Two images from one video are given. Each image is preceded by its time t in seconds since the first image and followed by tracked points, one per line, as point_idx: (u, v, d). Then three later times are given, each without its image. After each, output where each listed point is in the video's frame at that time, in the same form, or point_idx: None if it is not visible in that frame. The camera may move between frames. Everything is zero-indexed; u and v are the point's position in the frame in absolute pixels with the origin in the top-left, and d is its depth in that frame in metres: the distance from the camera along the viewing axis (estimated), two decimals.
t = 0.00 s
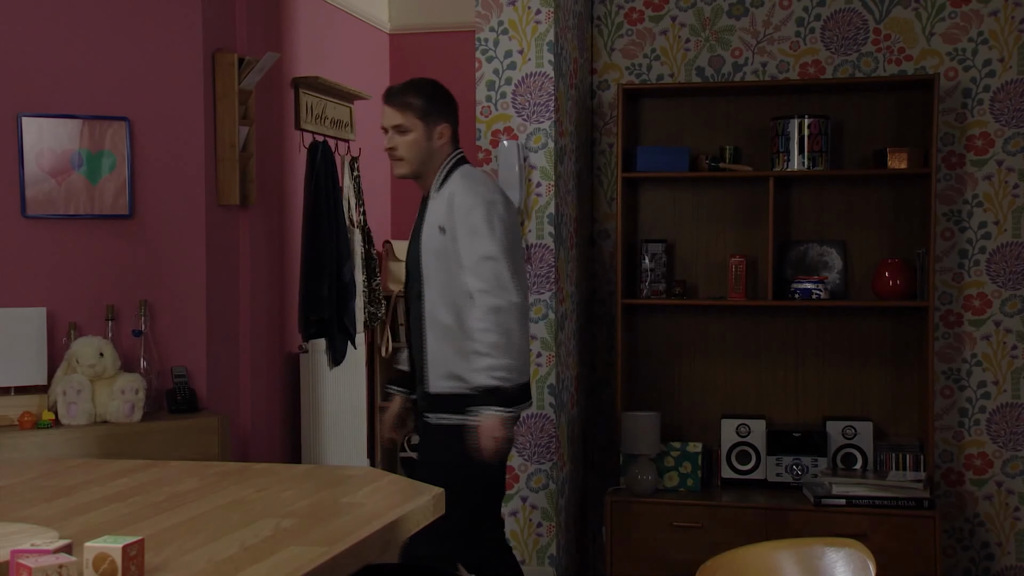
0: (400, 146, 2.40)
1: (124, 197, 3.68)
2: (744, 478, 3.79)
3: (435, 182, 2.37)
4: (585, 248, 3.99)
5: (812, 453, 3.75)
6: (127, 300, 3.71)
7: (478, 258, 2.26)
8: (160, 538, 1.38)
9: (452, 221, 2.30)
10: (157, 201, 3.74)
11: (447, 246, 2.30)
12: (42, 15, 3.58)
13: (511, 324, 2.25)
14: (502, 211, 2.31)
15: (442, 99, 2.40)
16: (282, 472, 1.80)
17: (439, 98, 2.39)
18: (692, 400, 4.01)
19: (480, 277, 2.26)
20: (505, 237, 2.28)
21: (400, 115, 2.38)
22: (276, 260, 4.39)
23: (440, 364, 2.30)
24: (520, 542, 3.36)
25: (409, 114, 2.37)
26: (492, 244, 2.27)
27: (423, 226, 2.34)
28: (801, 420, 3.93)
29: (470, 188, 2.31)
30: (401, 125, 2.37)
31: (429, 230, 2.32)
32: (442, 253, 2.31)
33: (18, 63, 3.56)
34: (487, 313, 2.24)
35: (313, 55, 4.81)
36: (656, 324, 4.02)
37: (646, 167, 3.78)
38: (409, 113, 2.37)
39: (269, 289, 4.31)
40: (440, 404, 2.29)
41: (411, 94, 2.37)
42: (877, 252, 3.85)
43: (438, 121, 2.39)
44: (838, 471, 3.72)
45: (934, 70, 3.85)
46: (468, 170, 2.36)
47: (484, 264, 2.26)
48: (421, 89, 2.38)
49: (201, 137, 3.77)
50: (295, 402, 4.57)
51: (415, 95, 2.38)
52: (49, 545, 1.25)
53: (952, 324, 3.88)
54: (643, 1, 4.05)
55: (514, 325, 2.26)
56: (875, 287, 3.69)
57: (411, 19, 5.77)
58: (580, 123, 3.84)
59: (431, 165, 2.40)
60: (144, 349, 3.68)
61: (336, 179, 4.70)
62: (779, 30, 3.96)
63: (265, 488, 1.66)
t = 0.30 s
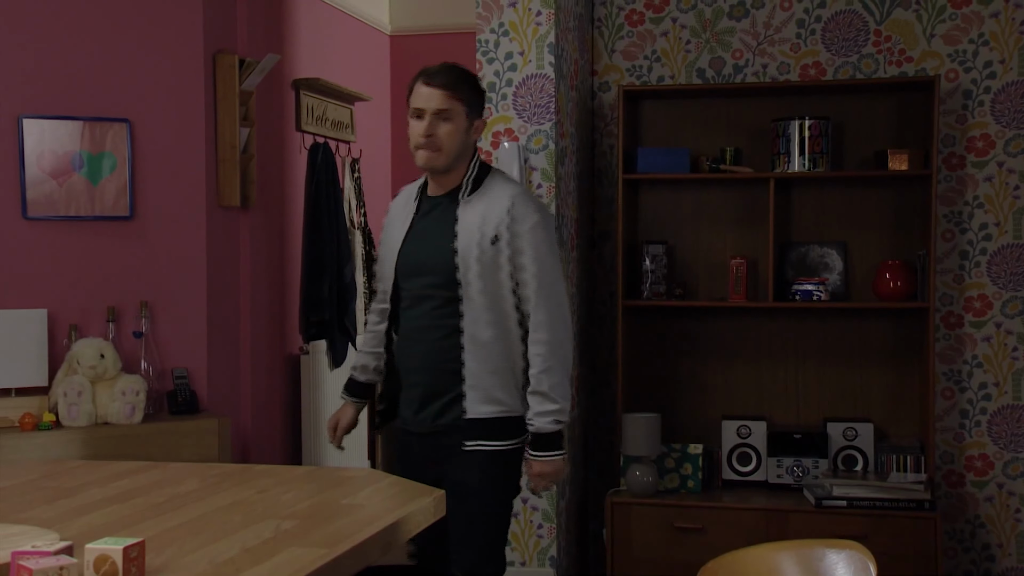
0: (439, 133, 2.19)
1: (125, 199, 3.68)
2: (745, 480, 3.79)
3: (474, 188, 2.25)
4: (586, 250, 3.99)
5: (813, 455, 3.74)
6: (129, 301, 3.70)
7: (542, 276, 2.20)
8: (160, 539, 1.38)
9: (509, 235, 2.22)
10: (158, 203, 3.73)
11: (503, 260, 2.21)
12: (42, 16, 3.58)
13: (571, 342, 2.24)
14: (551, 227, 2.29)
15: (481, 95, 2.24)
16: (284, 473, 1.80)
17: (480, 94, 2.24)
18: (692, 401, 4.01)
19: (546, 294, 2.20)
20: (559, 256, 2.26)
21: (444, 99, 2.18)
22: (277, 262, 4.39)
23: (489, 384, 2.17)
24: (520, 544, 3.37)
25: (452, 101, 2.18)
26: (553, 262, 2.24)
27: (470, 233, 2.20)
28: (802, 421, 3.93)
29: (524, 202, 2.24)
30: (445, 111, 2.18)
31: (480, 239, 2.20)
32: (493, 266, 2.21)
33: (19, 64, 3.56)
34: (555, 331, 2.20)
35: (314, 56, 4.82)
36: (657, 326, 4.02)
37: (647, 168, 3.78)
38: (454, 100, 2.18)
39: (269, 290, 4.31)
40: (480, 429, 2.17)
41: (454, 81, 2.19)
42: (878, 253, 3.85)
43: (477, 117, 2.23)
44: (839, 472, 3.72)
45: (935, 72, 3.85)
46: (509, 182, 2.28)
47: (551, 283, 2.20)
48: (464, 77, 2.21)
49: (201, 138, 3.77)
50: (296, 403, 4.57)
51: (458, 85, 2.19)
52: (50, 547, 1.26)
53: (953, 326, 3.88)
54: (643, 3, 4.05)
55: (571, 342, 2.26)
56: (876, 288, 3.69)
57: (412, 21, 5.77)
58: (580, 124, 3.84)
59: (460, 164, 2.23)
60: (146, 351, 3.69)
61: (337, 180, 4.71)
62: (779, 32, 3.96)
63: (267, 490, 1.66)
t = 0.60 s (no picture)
0: (446, 111, 2.07)
1: (126, 202, 3.67)
2: (745, 483, 3.79)
3: (489, 175, 2.17)
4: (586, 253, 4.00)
5: (814, 459, 3.74)
6: (129, 304, 3.70)
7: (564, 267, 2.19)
8: (160, 543, 1.38)
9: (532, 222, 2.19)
10: (158, 206, 3.73)
11: (530, 247, 2.18)
12: (43, 20, 3.58)
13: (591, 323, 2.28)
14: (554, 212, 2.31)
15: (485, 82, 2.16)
16: (284, 477, 1.80)
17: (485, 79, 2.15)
18: (693, 405, 4.00)
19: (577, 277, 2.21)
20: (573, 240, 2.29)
21: (452, 76, 2.08)
22: (279, 265, 4.39)
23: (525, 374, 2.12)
24: (520, 547, 3.37)
25: (461, 80, 2.08)
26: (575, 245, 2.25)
27: (498, 221, 2.13)
28: (802, 425, 3.93)
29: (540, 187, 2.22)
30: (455, 88, 2.07)
31: (509, 228, 2.15)
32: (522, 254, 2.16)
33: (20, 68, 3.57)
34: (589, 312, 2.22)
35: (315, 60, 4.82)
36: (658, 329, 4.02)
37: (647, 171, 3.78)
38: (462, 78, 2.09)
39: (270, 293, 4.30)
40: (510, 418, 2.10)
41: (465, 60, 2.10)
42: (878, 257, 3.85)
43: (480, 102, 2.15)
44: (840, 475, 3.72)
45: (935, 75, 3.85)
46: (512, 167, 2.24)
47: (582, 265, 2.22)
48: (472, 57, 2.12)
49: (202, 142, 3.77)
50: (297, 406, 4.57)
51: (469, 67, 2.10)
52: (50, 550, 1.26)
53: (954, 329, 3.88)
54: (644, 7, 4.06)
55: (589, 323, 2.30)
56: (876, 292, 3.69)
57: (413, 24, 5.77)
58: (581, 128, 3.85)
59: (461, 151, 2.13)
60: (147, 355, 3.70)
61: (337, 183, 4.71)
62: (780, 35, 3.97)
63: (267, 493, 1.66)
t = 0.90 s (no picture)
0: (402, 102, 2.02)
1: (127, 205, 3.67)
2: (746, 487, 3.79)
3: (464, 173, 2.15)
4: (587, 257, 4.00)
5: (815, 462, 3.74)
6: (130, 308, 3.70)
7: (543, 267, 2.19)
8: (161, 546, 1.38)
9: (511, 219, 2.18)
10: (159, 210, 3.73)
11: (510, 244, 2.17)
12: (44, 22, 3.58)
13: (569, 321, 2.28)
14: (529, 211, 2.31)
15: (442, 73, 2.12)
16: (284, 481, 1.79)
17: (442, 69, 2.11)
18: (694, 409, 4.00)
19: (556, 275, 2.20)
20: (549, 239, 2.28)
21: (406, 66, 2.04)
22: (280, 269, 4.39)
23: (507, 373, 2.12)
24: (521, 551, 3.36)
25: (416, 68, 2.04)
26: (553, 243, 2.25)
27: (478, 218, 2.11)
28: (803, 429, 3.93)
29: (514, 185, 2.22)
30: (409, 77, 2.03)
31: (488, 226, 2.13)
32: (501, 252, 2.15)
33: (21, 70, 3.55)
34: (569, 309, 2.22)
35: (316, 64, 4.83)
36: (659, 334, 4.02)
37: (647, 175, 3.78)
38: (417, 66, 2.05)
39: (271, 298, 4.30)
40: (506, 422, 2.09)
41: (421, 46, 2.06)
42: (879, 261, 3.85)
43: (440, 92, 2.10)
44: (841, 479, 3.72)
45: (936, 79, 3.85)
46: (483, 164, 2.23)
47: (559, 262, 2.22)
48: (426, 46, 2.08)
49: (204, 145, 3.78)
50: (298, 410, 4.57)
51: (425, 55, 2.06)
52: (51, 555, 1.25)
53: (954, 333, 3.88)
54: (645, 10, 4.06)
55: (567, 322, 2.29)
56: (877, 295, 3.69)
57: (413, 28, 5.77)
58: (582, 131, 3.85)
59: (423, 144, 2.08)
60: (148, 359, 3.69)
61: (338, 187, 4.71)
62: (780, 39, 3.97)
63: (268, 497, 1.67)
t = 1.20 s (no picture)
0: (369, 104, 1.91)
1: (131, 213, 3.67)
2: (750, 495, 3.79)
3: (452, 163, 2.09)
4: (590, 264, 4.00)
5: (818, 470, 3.73)
6: (134, 316, 3.69)
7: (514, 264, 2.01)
8: (165, 555, 1.38)
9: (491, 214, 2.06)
10: (163, 218, 3.74)
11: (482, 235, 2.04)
12: (48, 30, 3.57)
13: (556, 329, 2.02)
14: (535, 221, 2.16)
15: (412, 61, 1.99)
16: (287, 489, 1.79)
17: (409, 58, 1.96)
18: (697, 417, 4.00)
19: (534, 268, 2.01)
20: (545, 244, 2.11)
21: (367, 63, 1.89)
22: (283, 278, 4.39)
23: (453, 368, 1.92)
24: (524, 559, 3.36)
25: (383, 63, 1.90)
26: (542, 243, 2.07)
27: (447, 204, 2.02)
28: (806, 437, 3.92)
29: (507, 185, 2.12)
30: (371, 75, 1.89)
31: (458, 212, 2.03)
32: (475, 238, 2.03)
33: (25, 77, 3.54)
34: (537, 307, 1.97)
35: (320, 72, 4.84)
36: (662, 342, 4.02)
37: (650, 183, 3.78)
38: (381, 62, 1.90)
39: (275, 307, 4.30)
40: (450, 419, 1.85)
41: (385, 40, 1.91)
42: (882, 270, 3.84)
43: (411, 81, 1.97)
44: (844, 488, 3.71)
45: (939, 87, 3.86)
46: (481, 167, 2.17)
47: (533, 261, 2.01)
48: (388, 37, 1.92)
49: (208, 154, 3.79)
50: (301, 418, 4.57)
51: (392, 52, 1.92)
52: (54, 564, 1.25)
53: (958, 341, 3.88)
54: (648, 19, 4.07)
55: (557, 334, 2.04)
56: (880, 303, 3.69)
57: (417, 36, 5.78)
58: (584, 139, 3.85)
59: (403, 140, 1.99)
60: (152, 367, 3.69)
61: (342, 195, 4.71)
62: (783, 47, 3.97)
63: (271, 506, 1.66)
